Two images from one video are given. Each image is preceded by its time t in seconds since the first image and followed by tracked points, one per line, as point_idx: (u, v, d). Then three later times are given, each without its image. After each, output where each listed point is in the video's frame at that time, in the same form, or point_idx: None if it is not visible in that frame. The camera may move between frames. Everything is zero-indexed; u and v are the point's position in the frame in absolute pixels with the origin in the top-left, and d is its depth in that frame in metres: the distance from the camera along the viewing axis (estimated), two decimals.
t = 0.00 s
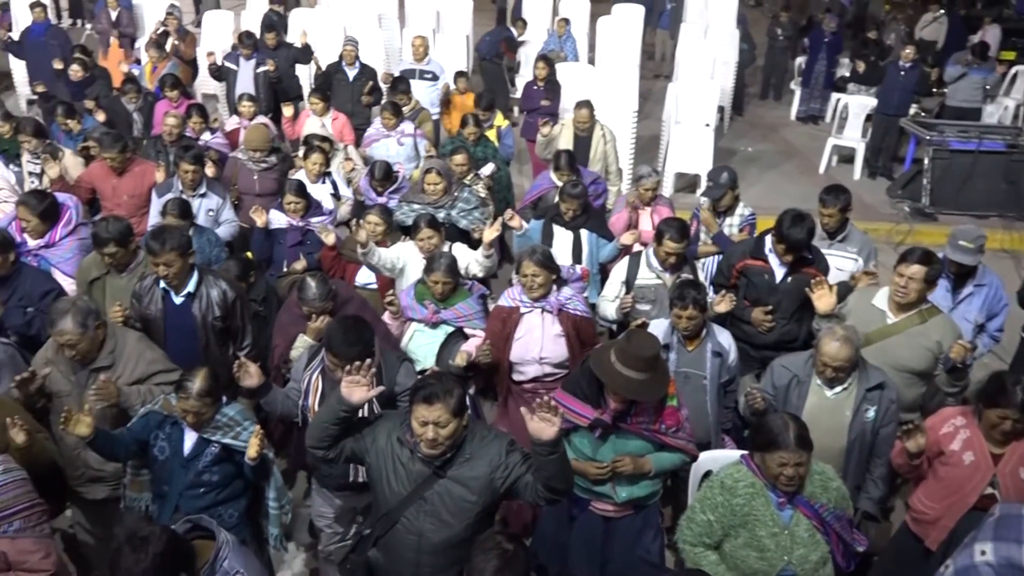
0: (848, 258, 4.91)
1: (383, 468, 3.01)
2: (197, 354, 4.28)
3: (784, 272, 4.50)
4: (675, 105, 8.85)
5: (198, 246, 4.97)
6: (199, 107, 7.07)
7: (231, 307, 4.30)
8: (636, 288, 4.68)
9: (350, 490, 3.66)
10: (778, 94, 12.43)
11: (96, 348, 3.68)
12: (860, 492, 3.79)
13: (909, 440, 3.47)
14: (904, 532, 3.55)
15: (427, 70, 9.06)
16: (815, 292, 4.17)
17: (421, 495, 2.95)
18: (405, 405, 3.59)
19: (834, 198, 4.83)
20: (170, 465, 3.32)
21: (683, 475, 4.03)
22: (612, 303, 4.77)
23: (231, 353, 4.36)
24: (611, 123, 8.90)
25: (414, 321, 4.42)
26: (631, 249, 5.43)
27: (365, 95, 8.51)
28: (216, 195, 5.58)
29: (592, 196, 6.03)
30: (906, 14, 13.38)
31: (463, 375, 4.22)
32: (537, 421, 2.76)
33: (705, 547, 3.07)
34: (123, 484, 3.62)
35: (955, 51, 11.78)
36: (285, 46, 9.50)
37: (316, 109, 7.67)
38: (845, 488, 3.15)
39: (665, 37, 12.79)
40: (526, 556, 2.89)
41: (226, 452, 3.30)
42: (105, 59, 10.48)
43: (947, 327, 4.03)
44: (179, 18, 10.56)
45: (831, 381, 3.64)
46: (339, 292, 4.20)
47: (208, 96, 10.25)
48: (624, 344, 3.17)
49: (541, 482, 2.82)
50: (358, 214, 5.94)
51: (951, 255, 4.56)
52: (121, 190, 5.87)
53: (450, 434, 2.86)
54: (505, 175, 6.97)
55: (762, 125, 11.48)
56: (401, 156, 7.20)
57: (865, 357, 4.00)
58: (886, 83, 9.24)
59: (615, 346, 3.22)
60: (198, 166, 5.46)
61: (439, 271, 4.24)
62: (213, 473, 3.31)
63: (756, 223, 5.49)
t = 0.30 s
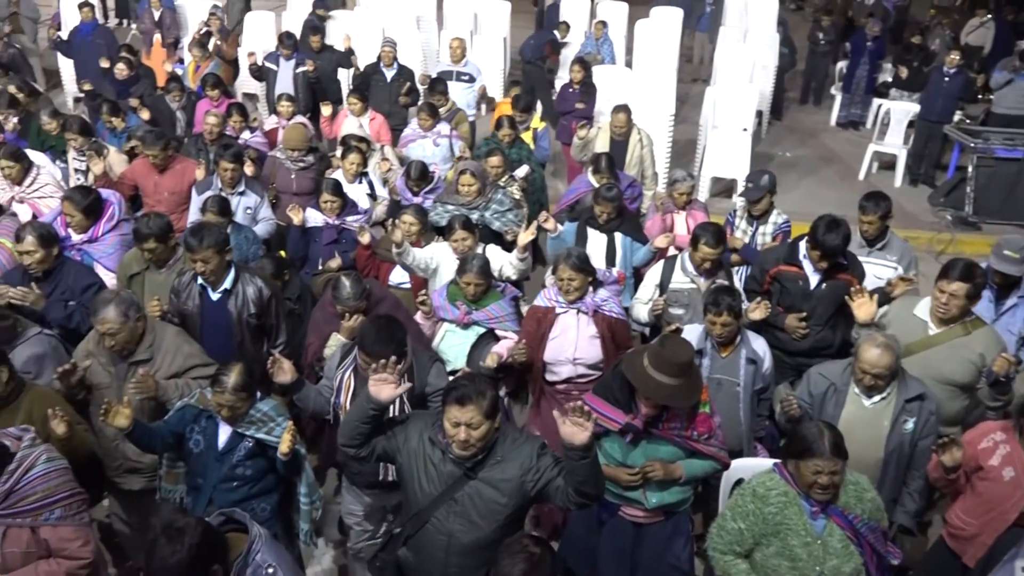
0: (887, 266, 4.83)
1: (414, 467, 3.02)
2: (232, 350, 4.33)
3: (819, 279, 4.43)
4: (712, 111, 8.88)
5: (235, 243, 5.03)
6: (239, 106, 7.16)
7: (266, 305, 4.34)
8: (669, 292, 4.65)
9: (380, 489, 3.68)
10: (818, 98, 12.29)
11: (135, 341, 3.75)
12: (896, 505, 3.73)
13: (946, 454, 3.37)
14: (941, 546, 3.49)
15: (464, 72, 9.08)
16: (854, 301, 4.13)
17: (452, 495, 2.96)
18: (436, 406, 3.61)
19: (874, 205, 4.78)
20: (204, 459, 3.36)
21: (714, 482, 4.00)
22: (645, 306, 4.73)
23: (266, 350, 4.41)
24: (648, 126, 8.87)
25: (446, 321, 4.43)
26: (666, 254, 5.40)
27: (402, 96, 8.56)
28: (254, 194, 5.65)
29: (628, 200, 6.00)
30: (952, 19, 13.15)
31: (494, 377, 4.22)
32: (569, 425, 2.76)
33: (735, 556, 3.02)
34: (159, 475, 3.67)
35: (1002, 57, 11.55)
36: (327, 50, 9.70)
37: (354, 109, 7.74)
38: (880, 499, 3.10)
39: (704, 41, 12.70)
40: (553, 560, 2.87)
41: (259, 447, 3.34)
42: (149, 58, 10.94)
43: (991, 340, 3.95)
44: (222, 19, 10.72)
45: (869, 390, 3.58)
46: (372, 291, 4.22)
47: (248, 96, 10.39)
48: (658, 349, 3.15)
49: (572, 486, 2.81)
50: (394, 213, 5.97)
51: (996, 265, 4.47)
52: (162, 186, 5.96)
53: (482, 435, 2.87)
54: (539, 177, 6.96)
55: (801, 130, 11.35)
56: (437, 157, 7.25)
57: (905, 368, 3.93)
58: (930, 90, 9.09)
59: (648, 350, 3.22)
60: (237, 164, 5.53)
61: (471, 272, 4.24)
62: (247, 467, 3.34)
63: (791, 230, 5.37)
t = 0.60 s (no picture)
0: (923, 274, 4.78)
1: (442, 468, 3.02)
2: (262, 347, 4.36)
3: (850, 285, 4.38)
4: (746, 113, 8.77)
5: (268, 241, 5.08)
6: (273, 106, 7.23)
7: (297, 303, 4.38)
8: (700, 296, 4.62)
9: (406, 488, 3.69)
10: (854, 103, 12.14)
11: (169, 335, 3.79)
12: (929, 518, 3.66)
13: (980, 467, 3.30)
14: (975, 561, 3.42)
15: (496, 74, 9.09)
16: (891, 311, 4.05)
17: (478, 497, 2.96)
18: (463, 407, 3.60)
19: (910, 213, 4.69)
20: (234, 453, 3.39)
21: (742, 490, 3.95)
22: (675, 309, 4.72)
23: (295, 348, 4.46)
24: (680, 129, 8.82)
25: (474, 322, 4.43)
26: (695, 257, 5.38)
27: (435, 98, 8.59)
28: (287, 192, 5.71)
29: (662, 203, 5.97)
30: (994, 23, 12.93)
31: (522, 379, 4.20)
32: (601, 430, 2.75)
33: (763, 564, 2.99)
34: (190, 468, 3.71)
35: None
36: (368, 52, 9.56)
37: (387, 110, 7.78)
38: (913, 511, 3.05)
39: (738, 44, 12.60)
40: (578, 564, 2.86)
41: (288, 442, 3.36)
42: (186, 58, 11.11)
43: None
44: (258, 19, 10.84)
45: (905, 400, 3.53)
46: (401, 291, 4.23)
47: (283, 96, 10.49)
48: (688, 354, 3.13)
49: (600, 491, 2.79)
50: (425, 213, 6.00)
51: None
52: (197, 184, 6.03)
53: (511, 437, 2.86)
54: (569, 179, 6.94)
55: (836, 135, 11.23)
56: (468, 157, 7.26)
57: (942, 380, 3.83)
58: (970, 95, 8.95)
59: (678, 355, 3.19)
60: (271, 163, 5.57)
61: (501, 274, 4.26)
62: (276, 462, 3.37)
63: (815, 233, 5.30)
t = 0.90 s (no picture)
0: (959, 282, 4.67)
1: (470, 469, 3.02)
2: (293, 344, 4.40)
3: (884, 291, 4.31)
4: (780, 116, 8.68)
5: (300, 239, 5.12)
6: (306, 107, 7.30)
7: (328, 302, 4.41)
8: (731, 299, 4.57)
9: (433, 489, 3.69)
10: (891, 107, 11.98)
11: (202, 331, 3.83)
12: (964, 531, 3.60)
13: (1016, 479, 3.22)
14: None
15: (528, 76, 9.08)
16: (929, 321, 3.95)
17: (506, 499, 2.95)
18: (490, 408, 3.60)
19: (948, 219, 4.64)
20: (264, 448, 3.41)
21: (771, 497, 3.91)
22: (705, 311, 4.67)
23: (325, 347, 4.48)
24: (713, 132, 8.76)
25: (503, 323, 4.43)
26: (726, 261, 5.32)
27: (467, 99, 8.60)
28: (319, 191, 5.75)
29: (695, 207, 5.91)
30: None
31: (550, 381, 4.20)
32: (629, 436, 2.72)
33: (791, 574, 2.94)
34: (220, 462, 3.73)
35: None
36: (404, 53, 9.54)
37: (419, 111, 7.81)
38: (947, 525, 3.00)
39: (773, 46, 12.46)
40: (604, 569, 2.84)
41: (318, 439, 3.38)
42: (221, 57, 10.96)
43: None
44: (293, 20, 10.94)
45: (939, 410, 3.47)
46: (431, 291, 4.24)
47: (316, 96, 10.57)
48: (718, 360, 3.09)
49: (627, 497, 2.76)
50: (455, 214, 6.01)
51: None
52: (231, 182, 6.09)
53: (540, 441, 2.85)
54: (598, 181, 6.90)
55: (871, 139, 11.08)
56: (498, 159, 7.27)
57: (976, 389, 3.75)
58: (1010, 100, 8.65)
59: (709, 360, 3.16)
60: (304, 162, 5.62)
61: (530, 275, 4.26)
62: (305, 458, 3.39)
63: (851, 241, 5.22)
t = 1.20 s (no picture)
0: (993, 289, 4.60)
1: (495, 471, 3.02)
2: (320, 341, 4.43)
3: (915, 297, 4.25)
4: (811, 120, 8.59)
5: (328, 237, 5.15)
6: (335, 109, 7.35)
7: (355, 301, 4.43)
8: (760, 303, 4.54)
9: (457, 488, 3.70)
10: (925, 111, 11.82)
11: (231, 328, 3.86)
12: (995, 544, 3.54)
13: None
14: None
15: (557, 77, 9.07)
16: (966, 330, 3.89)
17: (531, 501, 2.95)
18: (514, 409, 3.61)
19: (982, 225, 4.56)
20: (290, 444, 3.44)
21: (797, 504, 3.87)
22: (733, 313, 4.65)
23: (351, 345, 4.51)
24: (743, 135, 8.69)
25: (528, 324, 4.43)
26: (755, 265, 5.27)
27: (495, 99, 8.61)
28: (348, 191, 5.78)
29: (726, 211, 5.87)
30: None
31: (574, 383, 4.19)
32: (657, 442, 2.71)
33: None
34: (247, 458, 3.76)
35: None
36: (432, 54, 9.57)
37: (447, 112, 7.83)
38: (978, 539, 2.96)
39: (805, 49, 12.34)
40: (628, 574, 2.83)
41: (343, 436, 3.40)
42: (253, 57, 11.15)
43: None
44: (325, 20, 11.03)
45: (972, 420, 3.42)
46: (457, 291, 4.25)
47: (346, 96, 10.63)
48: (745, 365, 3.07)
49: (654, 503, 2.75)
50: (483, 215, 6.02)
51: None
52: (262, 181, 6.15)
53: (566, 445, 2.84)
54: (624, 183, 6.86)
55: (905, 143, 10.94)
56: (526, 159, 7.26)
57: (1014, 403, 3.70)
58: None
59: (736, 366, 3.13)
60: (333, 162, 5.65)
61: (557, 277, 4.25)
62: (331, 455, 3.41)
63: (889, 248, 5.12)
